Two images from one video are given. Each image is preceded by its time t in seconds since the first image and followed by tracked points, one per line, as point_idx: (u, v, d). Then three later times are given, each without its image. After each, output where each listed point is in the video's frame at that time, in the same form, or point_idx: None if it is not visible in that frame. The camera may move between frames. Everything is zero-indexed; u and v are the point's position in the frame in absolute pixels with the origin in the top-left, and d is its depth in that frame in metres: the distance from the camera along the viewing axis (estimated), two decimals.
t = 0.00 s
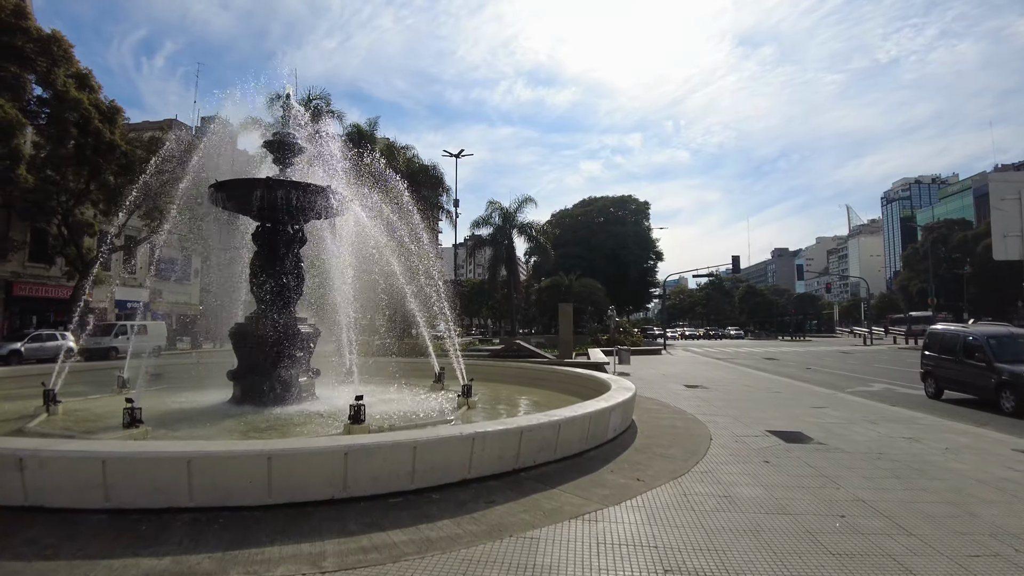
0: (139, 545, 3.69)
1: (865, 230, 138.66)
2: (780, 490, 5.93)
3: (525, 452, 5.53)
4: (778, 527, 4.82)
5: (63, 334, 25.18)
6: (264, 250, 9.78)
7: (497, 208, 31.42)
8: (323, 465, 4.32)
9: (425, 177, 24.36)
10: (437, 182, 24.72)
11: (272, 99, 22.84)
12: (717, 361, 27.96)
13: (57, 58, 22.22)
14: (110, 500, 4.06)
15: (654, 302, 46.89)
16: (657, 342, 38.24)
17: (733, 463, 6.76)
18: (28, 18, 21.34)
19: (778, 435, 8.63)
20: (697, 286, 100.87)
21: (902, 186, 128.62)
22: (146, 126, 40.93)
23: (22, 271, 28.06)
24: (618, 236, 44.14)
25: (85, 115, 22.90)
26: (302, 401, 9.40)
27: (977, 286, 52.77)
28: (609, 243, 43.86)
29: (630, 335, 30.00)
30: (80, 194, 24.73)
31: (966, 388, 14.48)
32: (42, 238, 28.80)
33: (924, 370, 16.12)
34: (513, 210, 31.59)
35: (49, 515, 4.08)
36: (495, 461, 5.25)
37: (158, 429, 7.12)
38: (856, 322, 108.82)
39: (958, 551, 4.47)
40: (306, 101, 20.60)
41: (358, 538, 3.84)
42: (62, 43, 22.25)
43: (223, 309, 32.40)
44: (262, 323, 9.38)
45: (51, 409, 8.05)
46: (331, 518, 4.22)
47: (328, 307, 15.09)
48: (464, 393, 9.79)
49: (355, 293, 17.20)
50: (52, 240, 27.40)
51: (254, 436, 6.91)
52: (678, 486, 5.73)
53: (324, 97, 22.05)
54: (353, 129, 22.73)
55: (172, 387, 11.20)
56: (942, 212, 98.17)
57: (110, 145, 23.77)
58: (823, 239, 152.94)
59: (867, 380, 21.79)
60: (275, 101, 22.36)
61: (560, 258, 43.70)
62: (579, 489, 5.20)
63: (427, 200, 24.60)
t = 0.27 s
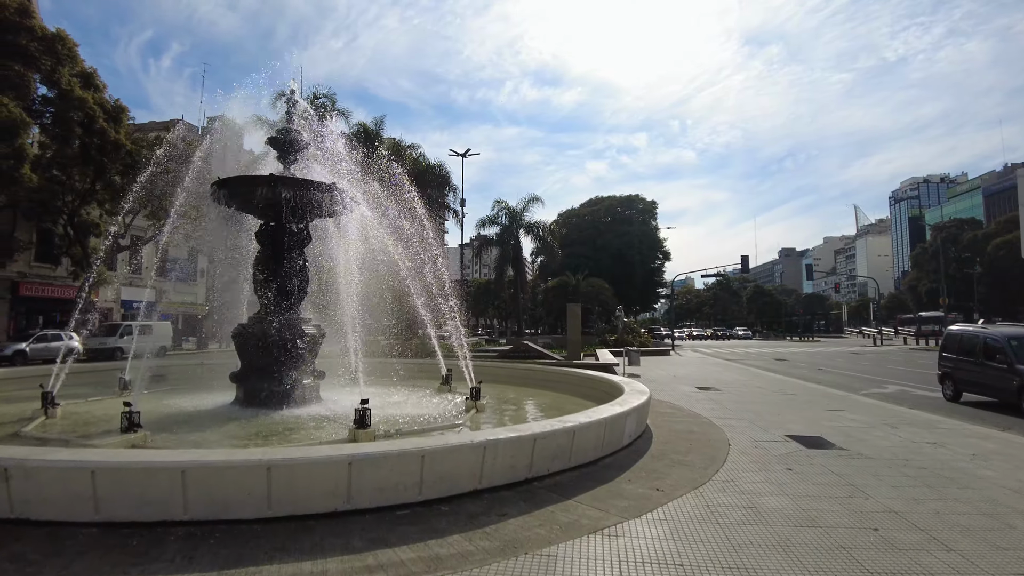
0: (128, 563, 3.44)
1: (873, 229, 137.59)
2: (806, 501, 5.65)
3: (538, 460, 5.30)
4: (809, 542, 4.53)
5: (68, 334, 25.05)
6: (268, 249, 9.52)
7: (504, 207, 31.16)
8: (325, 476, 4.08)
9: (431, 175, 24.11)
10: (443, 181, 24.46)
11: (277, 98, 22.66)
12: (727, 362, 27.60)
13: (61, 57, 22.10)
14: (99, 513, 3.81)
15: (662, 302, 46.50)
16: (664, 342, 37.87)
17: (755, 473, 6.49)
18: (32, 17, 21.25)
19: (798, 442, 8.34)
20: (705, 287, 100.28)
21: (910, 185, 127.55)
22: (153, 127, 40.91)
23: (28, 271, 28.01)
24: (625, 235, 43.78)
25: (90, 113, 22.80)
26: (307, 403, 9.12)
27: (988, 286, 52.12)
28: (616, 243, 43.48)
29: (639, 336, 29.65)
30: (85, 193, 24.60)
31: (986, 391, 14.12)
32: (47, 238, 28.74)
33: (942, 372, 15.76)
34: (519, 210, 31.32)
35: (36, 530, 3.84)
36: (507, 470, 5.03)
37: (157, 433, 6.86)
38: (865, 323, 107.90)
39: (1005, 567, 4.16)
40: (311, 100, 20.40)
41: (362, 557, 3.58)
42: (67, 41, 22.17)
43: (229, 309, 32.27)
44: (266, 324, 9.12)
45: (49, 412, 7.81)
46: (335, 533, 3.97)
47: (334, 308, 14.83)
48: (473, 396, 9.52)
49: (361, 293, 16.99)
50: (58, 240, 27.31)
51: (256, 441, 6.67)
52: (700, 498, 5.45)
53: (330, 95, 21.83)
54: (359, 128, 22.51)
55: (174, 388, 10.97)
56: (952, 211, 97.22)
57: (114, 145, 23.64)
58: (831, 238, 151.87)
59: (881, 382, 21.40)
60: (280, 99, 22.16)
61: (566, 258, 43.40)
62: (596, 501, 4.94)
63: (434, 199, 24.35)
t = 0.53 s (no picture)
0: None
1: (880, 228, 136.70)
2: (833, 509, 5.44)
3: (552, 467, 5.10)
4: (842, 553, 4.28)
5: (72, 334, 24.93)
6: (271, 247, 9.26)
7: (510, 206, 30.90)
8: (327, 486, 3.84)
9: (436, 173, 23.90)
10: (449, 179, 24.22)
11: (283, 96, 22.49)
12: (736, 362, 27.31)
13: (64, 55, 21.96)
14: (90, 524, 3.59)
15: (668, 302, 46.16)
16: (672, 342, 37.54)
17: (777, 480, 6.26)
18: (36, 15, 21.12)
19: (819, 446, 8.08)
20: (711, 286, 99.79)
21: (917, 184, 126.65)
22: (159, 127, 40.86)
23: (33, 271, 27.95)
24: (631, 235, 43.44)
25: (94, 112, 22.59)
26: (311, 405, 8.87)
27: (997, 285, 51.59)
28: (622, 242, 43.16)
29: (646, 336, 29.36)
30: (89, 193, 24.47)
31: (1005, 391, 13.80)
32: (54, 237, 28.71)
33: (958, 373, 15.44)
34: (525, 209, 31.06)
35: (23, 541, 3.60)
36: (520, 478, 4.83)
37: (157, 435, 6.61)
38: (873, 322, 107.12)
39: None
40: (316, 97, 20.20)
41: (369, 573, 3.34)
42: (70, 40, 22.04)
43: (234, 309, 32.15)
44: (270, 323, 8.89)
45: (47, 412, 7.55)
46: (340, 544, 3.73)
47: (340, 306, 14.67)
48: (481, 396, 9.25)
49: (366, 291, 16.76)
50: (62, 240, 27.20)
51: (259, 444, 6.43)
52: (723, 507, 5.25)
53: (334, 92, 21.61)
54: (365, 126, 22.34)
55: (176, 389, 10.72)
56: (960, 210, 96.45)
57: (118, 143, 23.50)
58: (838, 237, 151.12)
59: (894, 383, 21.05)
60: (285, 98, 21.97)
61: (572, 257, 43.10)
62: (615, 512, 4.71)
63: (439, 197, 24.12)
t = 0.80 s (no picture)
0: None
1: (890, 227, 135.48)
2: (868, 520, 5.23)
3: (570, 476, 4.83)
4: (884, 569, 4.02)
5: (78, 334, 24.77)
6: (275, 245, 9.00)
7: (517, 205, 30.60)
8: (331, 498, 3.57)
9: (443, 172, 23.62)
10: (457, 176, 23.92)
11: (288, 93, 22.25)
12: (747, 363, 26.91)
13: (69, 54, 21.85)
14: (74, 540, 3.33)
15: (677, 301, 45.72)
16: (681, 342, 37.16)
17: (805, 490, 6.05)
18: (40, 13, 21.01)
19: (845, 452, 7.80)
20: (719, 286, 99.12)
21: (926, 182, 125.39)
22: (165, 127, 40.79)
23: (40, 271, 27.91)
24: (639, 234, 43.04)
25: (99, 111, 22.64)
26: (317, 408, 8.60)
27: (1010, 284, 50.85)
28: (630, 241, 42.76)
29: (656, 336, 28.99)
30: (95, 192, 24.36)
31: None
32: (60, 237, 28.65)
33: (979, 374, 15.05)
34: (533, 208, 30.74)
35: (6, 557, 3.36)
36: (537, 488, 4.57)
37: (157, 440, 6.35)
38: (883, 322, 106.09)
39: None
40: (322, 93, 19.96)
41: None
42: (75, 38, 21.97)
43: (241, 309, 32.00)
44: (274, 323, 8.63)
45: (45, 415, 7.32)
46: (344, 560, 3.46)
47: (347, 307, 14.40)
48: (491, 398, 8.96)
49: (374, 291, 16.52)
50: (68, 240, 27.12)
51: (262, 449, 6.16)
52: (754, 519, 5.05)
53: (341, 90, 21.36)
54: (371, 123, 22.09)
55: (179, 391, 10.48)
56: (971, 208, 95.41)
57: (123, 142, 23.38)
58: (846, 236, 149.88)
59: (911, 383, 20.62)
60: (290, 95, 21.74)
61: (580, 256, 42.75)
62: (636, 524, 4.44)
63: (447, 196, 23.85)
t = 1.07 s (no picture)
0: None
1: (902, 224, 133.92)
2: (908, 533, 4.96)
3: (593, 486, 4.60)
4: None
5: (89, 334, 24.76)
6: (284, 243, 8.79)
7: (528, 203, 30.31)
8: (344, 511, 3.35)
9: (453, 169, 23.39)
10: (467, 173, 23.67)
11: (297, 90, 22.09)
12: (762, 362, 26.51)
13: (78, 53, 21.84)
14: (71, 556, 3.12)
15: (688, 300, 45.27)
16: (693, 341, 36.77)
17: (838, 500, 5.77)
18: (49, 11, 20.97)
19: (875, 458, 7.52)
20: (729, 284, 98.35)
21: (939, 178, 123.82)
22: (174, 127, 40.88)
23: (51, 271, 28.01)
24: (650, 231, 42.64)
25: (108, 109, 22.58)
26: (327, 410, 8.40)
27: None
28: (641, 239, 42.37)
29: (669, 335, 28.63)
30: (105, 192, 24.34)
31: None
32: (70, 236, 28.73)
33: (1005, 374, 14.65)
34: (544, 205, 30.45)
35: None
36: (560, 499, 4.35)
37: (163, 443, 6.16)
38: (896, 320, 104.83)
39: None
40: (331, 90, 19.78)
41: None
42: (84, 37, 21.92)
43: (251, 308, 31.95)
44: (282, 323, 8.42)
45: (51, 418, 7.15)
46: None
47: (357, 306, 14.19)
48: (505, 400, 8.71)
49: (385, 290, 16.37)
50: (79, 239, 27.16)
51: (271, 453, 5.95)
52: (789, 532, 4.80)
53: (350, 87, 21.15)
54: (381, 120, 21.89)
55: (188, 392, 10.31)
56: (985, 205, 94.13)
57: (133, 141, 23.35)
58: (858, 234, 148.36)
59: (932, 384, 20.18)
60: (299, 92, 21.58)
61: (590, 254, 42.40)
62: (666, 539, 4.20)
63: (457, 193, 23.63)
